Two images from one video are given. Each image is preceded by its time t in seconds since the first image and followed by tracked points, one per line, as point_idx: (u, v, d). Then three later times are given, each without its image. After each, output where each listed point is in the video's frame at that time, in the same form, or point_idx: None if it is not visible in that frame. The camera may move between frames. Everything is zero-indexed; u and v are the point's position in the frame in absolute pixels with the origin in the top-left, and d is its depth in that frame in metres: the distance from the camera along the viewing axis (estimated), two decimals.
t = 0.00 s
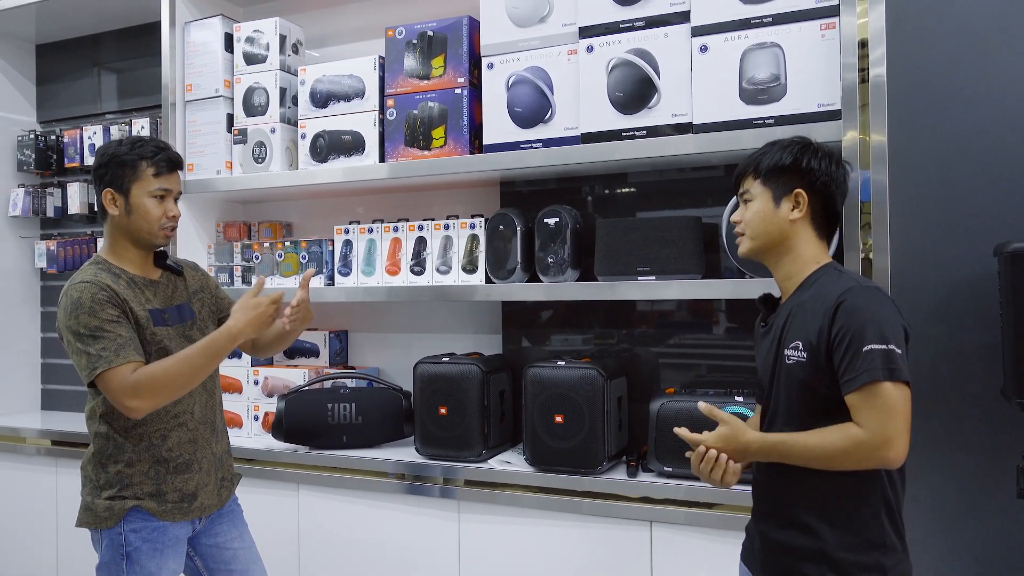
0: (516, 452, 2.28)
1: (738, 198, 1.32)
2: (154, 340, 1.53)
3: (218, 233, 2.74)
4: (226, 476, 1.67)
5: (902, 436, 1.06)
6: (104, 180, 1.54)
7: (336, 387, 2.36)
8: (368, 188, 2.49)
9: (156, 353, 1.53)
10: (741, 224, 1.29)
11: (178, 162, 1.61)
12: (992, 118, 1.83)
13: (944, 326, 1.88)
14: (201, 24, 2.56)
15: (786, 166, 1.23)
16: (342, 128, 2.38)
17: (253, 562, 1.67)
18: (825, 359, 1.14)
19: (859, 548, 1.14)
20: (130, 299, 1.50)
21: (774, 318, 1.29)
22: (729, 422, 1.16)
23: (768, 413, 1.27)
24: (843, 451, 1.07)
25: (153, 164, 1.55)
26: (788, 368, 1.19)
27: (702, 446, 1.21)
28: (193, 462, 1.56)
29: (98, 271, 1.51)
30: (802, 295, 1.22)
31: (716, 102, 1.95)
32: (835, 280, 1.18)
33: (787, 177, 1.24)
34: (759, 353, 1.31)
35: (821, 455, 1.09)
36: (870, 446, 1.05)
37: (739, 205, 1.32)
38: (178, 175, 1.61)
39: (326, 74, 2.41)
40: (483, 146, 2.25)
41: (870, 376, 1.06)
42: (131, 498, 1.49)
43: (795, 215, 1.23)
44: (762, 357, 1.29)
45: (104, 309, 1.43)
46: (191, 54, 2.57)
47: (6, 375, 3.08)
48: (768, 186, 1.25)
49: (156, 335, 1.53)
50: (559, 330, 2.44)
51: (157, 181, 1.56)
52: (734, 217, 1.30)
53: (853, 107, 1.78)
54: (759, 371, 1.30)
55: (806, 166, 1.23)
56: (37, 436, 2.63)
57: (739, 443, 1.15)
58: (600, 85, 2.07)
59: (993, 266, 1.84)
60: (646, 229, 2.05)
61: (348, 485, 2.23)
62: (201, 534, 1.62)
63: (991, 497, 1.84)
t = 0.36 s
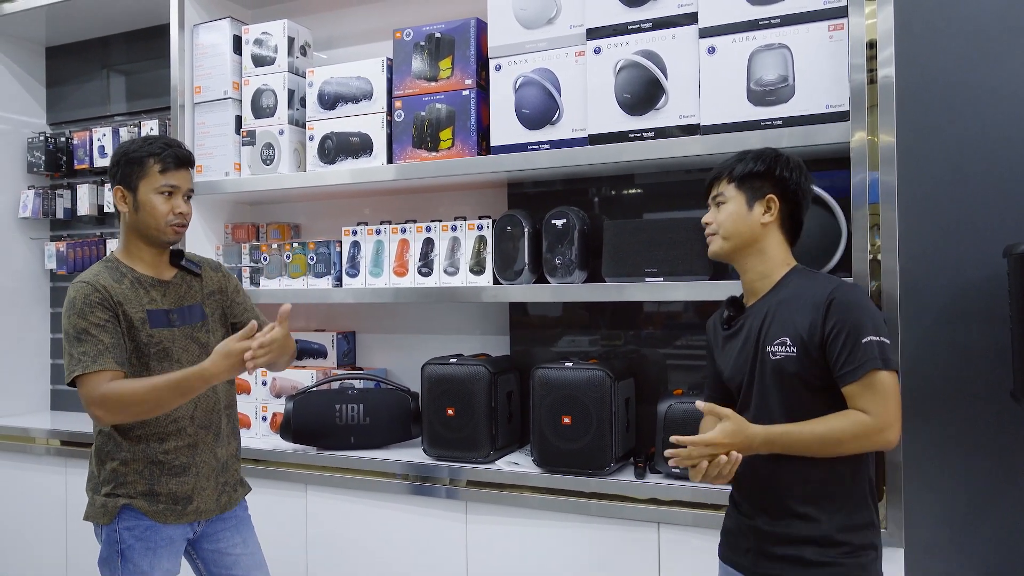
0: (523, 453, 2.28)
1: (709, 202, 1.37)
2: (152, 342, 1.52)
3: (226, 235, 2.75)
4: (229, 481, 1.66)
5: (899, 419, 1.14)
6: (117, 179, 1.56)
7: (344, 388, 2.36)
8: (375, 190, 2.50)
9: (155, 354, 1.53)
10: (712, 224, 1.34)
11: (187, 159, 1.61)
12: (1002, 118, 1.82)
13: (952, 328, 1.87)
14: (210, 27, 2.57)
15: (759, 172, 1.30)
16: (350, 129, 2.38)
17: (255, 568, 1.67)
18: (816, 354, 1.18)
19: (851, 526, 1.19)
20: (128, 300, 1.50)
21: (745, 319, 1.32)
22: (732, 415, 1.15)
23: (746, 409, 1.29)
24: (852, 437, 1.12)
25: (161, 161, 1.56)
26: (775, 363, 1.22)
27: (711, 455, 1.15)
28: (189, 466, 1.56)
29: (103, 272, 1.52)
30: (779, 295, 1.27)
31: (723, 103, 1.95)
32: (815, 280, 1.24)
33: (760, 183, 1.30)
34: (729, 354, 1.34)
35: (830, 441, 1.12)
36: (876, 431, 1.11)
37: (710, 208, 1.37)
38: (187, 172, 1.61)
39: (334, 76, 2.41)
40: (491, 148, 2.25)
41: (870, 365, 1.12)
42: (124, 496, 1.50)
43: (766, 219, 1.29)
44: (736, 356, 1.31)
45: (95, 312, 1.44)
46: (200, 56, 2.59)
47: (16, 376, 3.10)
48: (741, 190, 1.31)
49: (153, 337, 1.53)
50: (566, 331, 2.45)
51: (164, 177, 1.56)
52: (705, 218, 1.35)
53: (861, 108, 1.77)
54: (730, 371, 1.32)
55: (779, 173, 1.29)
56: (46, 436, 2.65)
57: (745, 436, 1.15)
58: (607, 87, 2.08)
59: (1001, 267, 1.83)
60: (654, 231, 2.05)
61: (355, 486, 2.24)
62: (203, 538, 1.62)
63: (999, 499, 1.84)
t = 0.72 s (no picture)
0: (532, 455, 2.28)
1: (703, 211, 1.36)
2: (165, 345, 1.53)
3: (235, 237, 2.76)
4: (240, 486, 1.67)
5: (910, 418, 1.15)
6: (135, 180, 1.57)
7: (352, 389, 2.37)
8: (383, 192, 2.51)
9: (168, 356, 1.54)
10: (710, 232, 1.33)
11: (203, 161, 1.63)
12: (1011, 119, 1.82)
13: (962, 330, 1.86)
14: (219, 31, 2.58)
15: (753, 176, 1.30)
16: (358, 132, 2.39)
17: (269, 566, 1.68)
18: (827, 355, 1.18)
19: (854, 526, 1.20)
20: (142, 303, 1.51)
21: (747, 322, 1.32)
22: (746, 420, 1.16)
23: (751, 412, 1.28)
24: (868, 437, 1.12)
25: (177, 162, 1.57)
26: (785, 365, 1.21)
27: (725, 456, 1.14)
28: (202, 470, 1.57)
29: (117, 273, 1.52)
30: (783, 296, 1.27)
31: (731, 105, 1.95)
32: (820, 281, 1.25)
33: (754, 187, 1.30)
34: (731, 357, 1.32)
35: (846, 442, 1.12)
36: (891, 430, 1.12)
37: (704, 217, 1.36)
38: (203, 173, 1.62)
39: (342, 79, 2.42)
40: (499, 150, 2.26)
41: (884, 364, 1.13)
42: (138, 501, 1.51)
43: (763, 222, 1.29)
44: (740, 359, 1.30)
45: (107, 315, 1.45)
46: (209, 59, 2.60)
47: (27, 377, 3.11)
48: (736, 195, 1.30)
49: (166, 339, 1.53)
50: (573, 333, 2.45)
51: (181, 177, 1.57)
52: (702, 227, 1.34)
53: (870, 110, 1.76)
54: (733, 374, 1.31)
55: (772, 177, 1.30)
56: (56, 438, 2.66)
57: (757, 439, 1.15)
58: (615, 89, 2.08)
59: (1011, 269, 1.82)
60: (662, 233, 2.05)
61: (362, 487, 2.24)
62: (215, 541, 1.63)
63: (1009, 502, 1.83)
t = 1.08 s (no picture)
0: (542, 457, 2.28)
1: (742, 200, 1.35)
2: (188, 348, 1.54)
3: (245, 239, 2.77)
4: (255, 488, 1.68)
5: (930, 437, 1.11)
6: (152, 183, 1.59)
7: (362, 391, 2.38)
8: (393, 194, 2.52)
9: (190, 359, 1.54)
10: (747, 223, 1.32)
11: (218, 162, 1.63)
12: None
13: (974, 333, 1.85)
14: (230, 33, 2.59)
15: (793, 167, 1.28)
16: (368, 134, 2.40)
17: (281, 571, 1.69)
18: (842, 361, 1.17)
19: (868, 535, 1.18)
20: (165, 306, 1.52)
21: (777, 319, 1.32)
22: (747, 421, 1.17)
23: (771, 411, 1.29)
24: (875, 452, 1.10)
25: (192, 164, 1.58)
26: (801, 368, 1.21)
27: (717, 454, 1.19)
28: (221, 471, 1.58)
29: (140, 276, 1.53)
30: (809, 297, 1.26)
31: (742, 107, 1.95)
32: (850, 283, 1.21)
33: (794, 178, 1.28)
34: (760, 352, 1.34)
35: (851, 454, 1.11)
36: (902, 448, 1.09)
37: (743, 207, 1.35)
38: (219, 174, 1.63)
39: (352, 81, 2.43)
40: (509, 152, 2.26)
41: (897, 378, 1.09)
42: (158, 501, 1.51)
43: (801, 216, 1.27)
44: (766, 356, 1.31)
45: (129, 319, 1.46)
46: (220, 62, 2.61)
47: (39, 378, 3.13)
48: (774, 187, 1.29)
49: (189, 342, 1.54)
50: (582, 335, 2.45)
51: (197, 179, 1.58)
52: (739, 217, 1.33)
53: (882, 110, 1.76)
54: (759, 370, 1.32)
55: (814, 168, 1.27)
56: (68, 438, 2.67)
57: (753, 441, 1.16)
58: (626, 90, 2.08)
59: None
60: (672, 234, 2.05)
61: (373, 489, 2.24)
62: (229, 542, 1.63)
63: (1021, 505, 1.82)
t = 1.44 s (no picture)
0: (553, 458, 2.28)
1: (766, 198, 1.35)
2: (195, 348, 1.55)
3: (257, 240, 2.78)
4: (261, 490, 1.69)
5: (949, 451, 1.09)
6: (160, 190, 1.59)
7: (373, 392, 2.38)
8: (404, 195, 2.52)
9: (198, 360, 1.55)
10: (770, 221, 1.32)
11: (227, 169, 1.63)
12: None
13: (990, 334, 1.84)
14: (242, 36, 2.61)
15: (818, 164, 1.27)
16: (380, 136, 2.40)
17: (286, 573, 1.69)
18: (857, 368, 1.16)
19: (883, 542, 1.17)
20: (174, 306, 1.53)
21: (796, 320, 1.32)
22: (759, 425, 1.14)
23: (785, 414, 1.29)
24: (888, 463, 1.09)
25: (200, 171, 1.58)
26: (815, 373, 1.21)
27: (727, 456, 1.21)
28: (230, 472, 1.59)
29: (150, 277, 1.54)
30: (828, 300, 1.25)
31: (754, 107, 1.94)
32: (870, 288, 1.20)
33: (819, 175, 1.27)
34: (779, 351, 1.34)
35: (862, 465, 1.10)
36: (917, 461, 1.08)
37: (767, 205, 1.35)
38: (227, 181, 1.63)
39: (363, 83, 2.44)
40: (520, 153, 2.26)
41: (913, 391, 1.08)
42: (168, 501, 1.52)
43: (825, 214, 1.26)
44: (783, 357, 1.31)
45: (141, 319, 1.46)
46: (232, 64, 2.62)
47: (53, 378, 3.15)
48: (798, 185, 1.28)
49: (196, 342, 1.55)
50: (593, 336, 2.44)
51: (205, 187, 1.58)
52: (762, 215, 1.33)
53: (896, 110, 1.75)
54: (776, 370, 1.33)
55: (840, 164, 1.26)
56: (82, 439, 2.69)
57: (763, 447, 1.13)
58: (637, 91, 2.07)
59: None
60: (684, 235, 2.04)
61: (383, 489, 2.25)
62: (236, 543, 1.64)
63: None
